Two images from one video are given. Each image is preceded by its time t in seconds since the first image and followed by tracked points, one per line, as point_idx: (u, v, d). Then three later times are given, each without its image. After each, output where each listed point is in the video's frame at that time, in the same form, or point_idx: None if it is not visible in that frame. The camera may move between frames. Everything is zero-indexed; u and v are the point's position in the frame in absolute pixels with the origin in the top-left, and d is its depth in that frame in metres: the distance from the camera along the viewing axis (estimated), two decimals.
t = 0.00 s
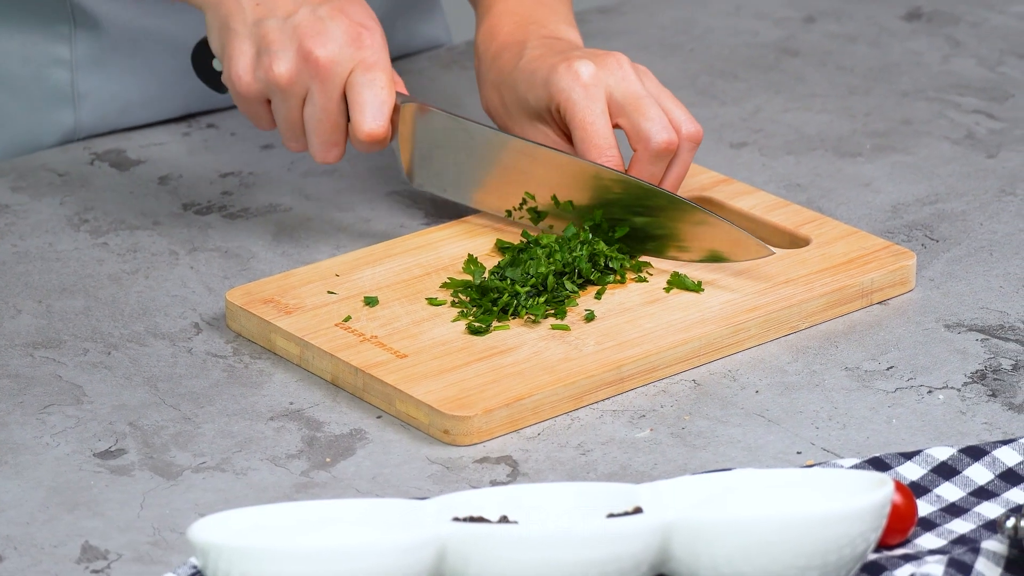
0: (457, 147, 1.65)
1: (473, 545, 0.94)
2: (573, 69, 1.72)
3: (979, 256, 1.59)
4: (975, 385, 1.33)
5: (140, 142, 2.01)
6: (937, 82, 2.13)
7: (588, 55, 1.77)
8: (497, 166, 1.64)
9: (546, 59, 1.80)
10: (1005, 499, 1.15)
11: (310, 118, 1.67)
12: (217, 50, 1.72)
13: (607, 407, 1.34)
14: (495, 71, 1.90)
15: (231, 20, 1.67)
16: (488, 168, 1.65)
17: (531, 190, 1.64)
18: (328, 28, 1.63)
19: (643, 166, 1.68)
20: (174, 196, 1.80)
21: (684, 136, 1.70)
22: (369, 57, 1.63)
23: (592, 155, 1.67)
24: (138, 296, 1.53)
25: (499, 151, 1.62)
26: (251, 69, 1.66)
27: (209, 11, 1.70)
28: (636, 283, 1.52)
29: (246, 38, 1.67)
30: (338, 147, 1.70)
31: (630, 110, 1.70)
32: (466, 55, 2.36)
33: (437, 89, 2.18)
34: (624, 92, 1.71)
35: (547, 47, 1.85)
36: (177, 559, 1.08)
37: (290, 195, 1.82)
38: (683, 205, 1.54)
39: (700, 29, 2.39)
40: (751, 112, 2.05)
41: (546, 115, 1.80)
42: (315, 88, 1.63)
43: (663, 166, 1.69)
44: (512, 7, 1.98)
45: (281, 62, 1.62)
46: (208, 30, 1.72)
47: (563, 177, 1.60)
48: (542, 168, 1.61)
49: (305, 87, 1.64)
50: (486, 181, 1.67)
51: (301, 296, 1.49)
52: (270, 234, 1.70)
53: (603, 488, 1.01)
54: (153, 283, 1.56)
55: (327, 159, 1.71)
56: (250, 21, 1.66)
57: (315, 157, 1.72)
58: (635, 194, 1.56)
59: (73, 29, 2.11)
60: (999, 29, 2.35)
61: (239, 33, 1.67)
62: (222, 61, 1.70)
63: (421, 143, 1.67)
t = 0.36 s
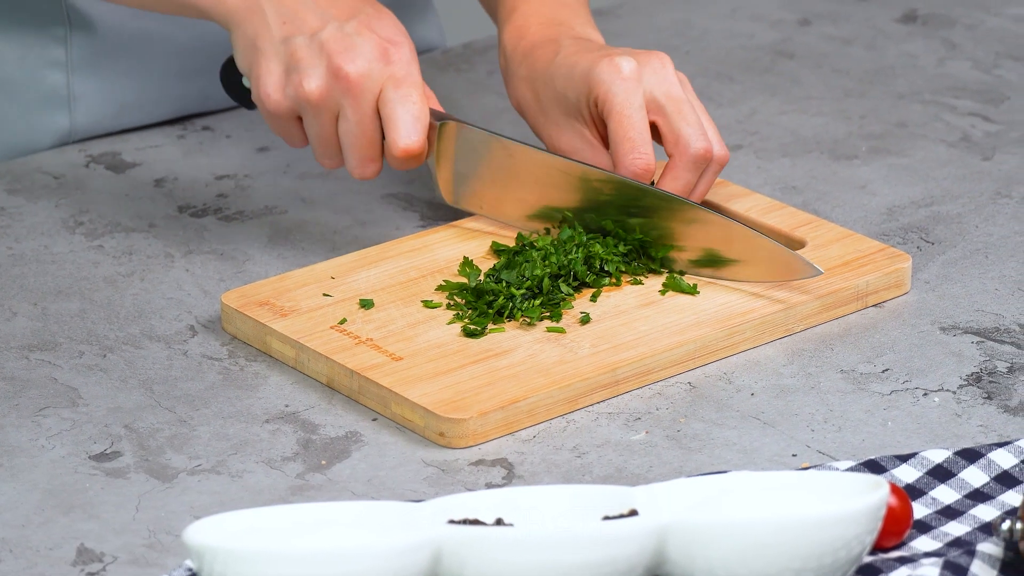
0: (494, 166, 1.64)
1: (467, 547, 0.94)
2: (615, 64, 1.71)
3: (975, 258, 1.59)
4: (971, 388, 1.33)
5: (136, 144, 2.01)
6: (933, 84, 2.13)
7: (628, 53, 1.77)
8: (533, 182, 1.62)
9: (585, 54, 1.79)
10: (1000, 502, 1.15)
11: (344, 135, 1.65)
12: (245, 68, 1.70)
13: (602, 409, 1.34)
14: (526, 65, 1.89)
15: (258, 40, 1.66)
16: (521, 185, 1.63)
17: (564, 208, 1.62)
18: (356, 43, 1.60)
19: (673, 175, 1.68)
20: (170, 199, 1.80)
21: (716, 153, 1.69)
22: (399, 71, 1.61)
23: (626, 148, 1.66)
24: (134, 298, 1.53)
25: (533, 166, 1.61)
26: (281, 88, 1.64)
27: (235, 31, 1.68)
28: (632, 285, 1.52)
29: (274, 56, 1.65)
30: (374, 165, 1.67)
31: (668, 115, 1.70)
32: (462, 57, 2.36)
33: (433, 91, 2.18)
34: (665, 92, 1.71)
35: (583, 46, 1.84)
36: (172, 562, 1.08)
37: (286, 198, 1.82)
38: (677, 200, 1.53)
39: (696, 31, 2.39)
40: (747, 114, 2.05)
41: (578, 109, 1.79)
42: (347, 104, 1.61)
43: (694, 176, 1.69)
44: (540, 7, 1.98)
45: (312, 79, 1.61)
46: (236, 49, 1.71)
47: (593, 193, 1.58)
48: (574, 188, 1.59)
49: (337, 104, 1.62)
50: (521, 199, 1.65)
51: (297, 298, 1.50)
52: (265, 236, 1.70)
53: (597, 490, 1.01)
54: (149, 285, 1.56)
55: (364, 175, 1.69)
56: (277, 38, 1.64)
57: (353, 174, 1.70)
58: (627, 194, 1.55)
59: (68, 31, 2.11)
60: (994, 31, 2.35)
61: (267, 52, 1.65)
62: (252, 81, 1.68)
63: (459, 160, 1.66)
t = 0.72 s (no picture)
0: (440, 139, 1.68)
1: (463, 550, 0.94)
2: (607, 63, 1.71)
3: (970, 261, 1.59)
4: (966, 390, 1.33)
5: (130, 146, 2.01)
6: (928, 87, 2.13)
7: (617, 52, 1.77)
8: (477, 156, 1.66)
9: (575, 53, 1.79)
10: (995, 505, 1.15)
11: (291, 107, 1.67)
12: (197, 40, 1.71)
13: (598, 412, 1.34)
14: (517, 63, 1.88)
15: (211, 12, 1.66)
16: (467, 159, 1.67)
17: (514, 183, 1.67)
18: (306, 17, 1.62)
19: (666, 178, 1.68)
20: (165, 201, 1.80)
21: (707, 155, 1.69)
22: (349, 47, 1.63)
23: (625, 147, 1.66)
24: (129, 300, 1.53)
25: (478, 140, 1.65)
26: (231, 60, 1.66)
27: None
28: (627, 288, 1.52)
29: (225, 29, 1.66)
30: (319, 138, 1.70)
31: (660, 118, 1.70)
32: (457, 59, 2.36)
33: (427, 94, 2.18)
34: (655, 91, 1.71)
35: (571, 42, 1.84)
36: (168, 564, 1.08)
37: (281, 200, 1.82)
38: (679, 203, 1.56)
39: (691, 34, 2.39)
40: (742, 117, 2.05)
41: (569, 109, 1.79)
42: (295, 78, 1.63)
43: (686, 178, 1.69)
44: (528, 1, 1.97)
45: (261, 52, 1.62)
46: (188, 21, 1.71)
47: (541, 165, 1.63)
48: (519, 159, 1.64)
49: (285, 77, 1.64)
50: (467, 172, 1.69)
51: (293, 300, 1.50)
52: (260, 239, 1.70)
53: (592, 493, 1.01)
54: (144, 287, 1.56)
55: (308, 149, 1.72)
56: (229, 11, 1.66)
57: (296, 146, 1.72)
58: (635, 184, 1.57)
59: (63, 33, 2.11)
60: (990, 34, 2.35)
61: (219, 23, 1.66)
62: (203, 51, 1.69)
63: (403, 134, 1.69)
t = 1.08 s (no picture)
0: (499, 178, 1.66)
1: (458, 552, 0.94)
2: (599, 63, 1.71)
3: (966, 263, 1.59)
4: (962, 392, 1.33)
5: (127, 149, 2.01)
6: (924, 89, 2.13)
7: (614, 49, 1.76)
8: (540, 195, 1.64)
9: (572, 50, 1.79)
10: (991, 507, 1.15)
11: (352, 156, 1.66)
12: (253, 93, 1.69)
13: (593, 414, 1.34)
14: (516, 58, 1.88)
15: (269, 64, 1.64)
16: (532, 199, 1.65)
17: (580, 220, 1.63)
18: (367, 66, 1.61)
19: (673, 159, 1.68)
20: (161, 203, 1.80)
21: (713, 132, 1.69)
22: (410, 94, 1.63)
23: (610, 148, 1.67)
24: (125, 303, 1.53)
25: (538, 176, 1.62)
26: (292, 113, 1.64)
27: (242, 51, 1.67)
28: (623, 290, 1.52)
29: (284, 81, 1.64)
30: (379, 187, 1.69)
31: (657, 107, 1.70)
32: (453, 61, 2.36)
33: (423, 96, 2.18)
34: (651, 87, 1.71)
35: (572, 37, 1.84)
36: (163, 566, 1.08)
37: (277, 203, 1.82)
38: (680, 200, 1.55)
39: (687, 36, 2.39)
40: (738, 119, 2.05)
41: (565, 105, 1.79)
42: (356, 128, 1.62)
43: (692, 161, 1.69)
44: None
45: (322, 104, 1.61)
46: (244, 74, 1.69)
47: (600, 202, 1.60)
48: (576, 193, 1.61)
49: (346, 127, 1.63)
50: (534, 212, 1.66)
51: (288, 303, 1.50)
52: (256, 241, 1.70)
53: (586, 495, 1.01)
54: (140, 290, 1.56)
55: (369, 197, 1.71)
56: (288, 63, 1.63)
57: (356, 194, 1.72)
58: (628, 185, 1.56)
59: (60, 35, 2.11)
60: (986, 36, 2.35)
61: (277, 76, 1.64)
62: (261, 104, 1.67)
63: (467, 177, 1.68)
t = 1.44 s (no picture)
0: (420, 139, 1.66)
1: (456, 555, 0.93)
2: (614, 68, 1.70)
3: (961, 266, 1.59)
4: (957, 395, 1.33)
5: (121, 151, 2.01)
6: (919, 92, 2.13)
7: (626, 56, 1.76)
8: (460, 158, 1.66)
9: (584, 56, 1.78)
10: (986, 509, 1.15)
11: (271, 111, 1.66)
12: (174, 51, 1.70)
13: (589, 417, 1.34)
14: (524, 65, 1.87)
15: (185, 22, 1.66)
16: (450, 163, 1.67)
17: (498, 182, 1.67)
18: (281, 21, 1.60)
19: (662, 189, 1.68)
20: (156, 206, 1.80)
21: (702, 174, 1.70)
22: (325, 48, 1.61)
23: (626, 153, 1.66)
24: (120, 305, 1.53)
25: (460, 142, 1.64)
26: (208, 68, 1.64)
27: (163, 10, 1.68)
28: (618, 293, 1.52)
29: (202, 37, 1.65)
30: (304, 140, 1.69)
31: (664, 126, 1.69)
32: (449, 64, 2.36)
33: (418, 99, 2.18)
34: (662, 100, 1.70)
35: (582, 46, 1.83)
36: (159, 569, 1.08)
37: (271, 205, 1.82)
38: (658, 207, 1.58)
39: (682, 38, 2.39)
40: (733, 122, 2.05)
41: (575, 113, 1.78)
42: (273, 82, 1.62)
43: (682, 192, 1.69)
44: (532, 6, 1.98)
45: (236, 58, 1.61)
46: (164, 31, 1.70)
47: (525, 168, 1.63)
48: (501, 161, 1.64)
49: (264, 82, 1.63)
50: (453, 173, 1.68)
51: (283, 305, 1.50)
52: (251, 243, 1.70)
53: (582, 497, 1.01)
54: (135, 292, 1.56)
55: (294, 152, 1.70)
56: (204, 21, 1.64)
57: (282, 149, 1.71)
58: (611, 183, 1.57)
59: (54, 37, 2.11)
60: (981, 38, 2.35)
61: (195, 33, 1.65)
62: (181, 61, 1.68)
63: (385, 137, 1.68)
